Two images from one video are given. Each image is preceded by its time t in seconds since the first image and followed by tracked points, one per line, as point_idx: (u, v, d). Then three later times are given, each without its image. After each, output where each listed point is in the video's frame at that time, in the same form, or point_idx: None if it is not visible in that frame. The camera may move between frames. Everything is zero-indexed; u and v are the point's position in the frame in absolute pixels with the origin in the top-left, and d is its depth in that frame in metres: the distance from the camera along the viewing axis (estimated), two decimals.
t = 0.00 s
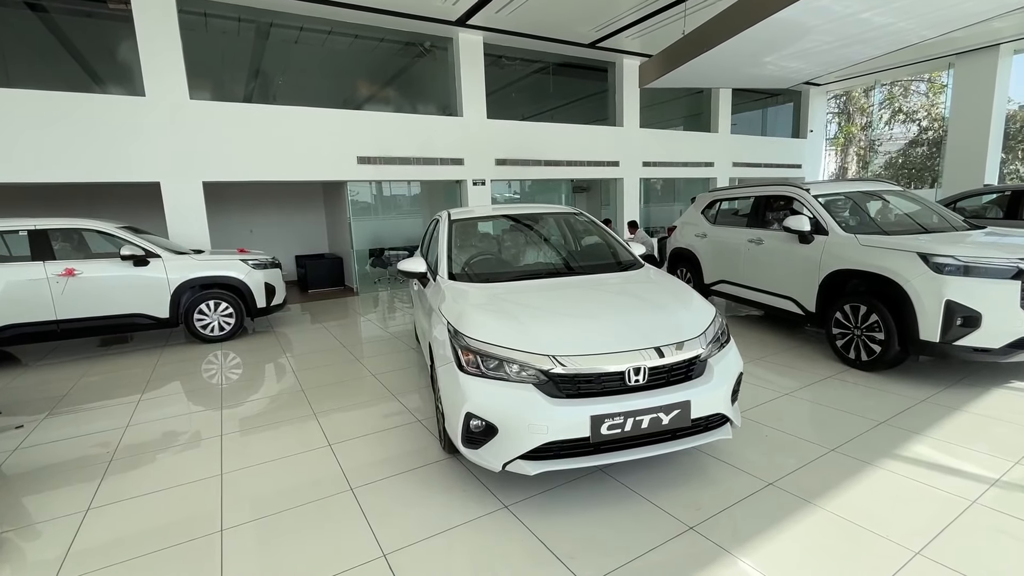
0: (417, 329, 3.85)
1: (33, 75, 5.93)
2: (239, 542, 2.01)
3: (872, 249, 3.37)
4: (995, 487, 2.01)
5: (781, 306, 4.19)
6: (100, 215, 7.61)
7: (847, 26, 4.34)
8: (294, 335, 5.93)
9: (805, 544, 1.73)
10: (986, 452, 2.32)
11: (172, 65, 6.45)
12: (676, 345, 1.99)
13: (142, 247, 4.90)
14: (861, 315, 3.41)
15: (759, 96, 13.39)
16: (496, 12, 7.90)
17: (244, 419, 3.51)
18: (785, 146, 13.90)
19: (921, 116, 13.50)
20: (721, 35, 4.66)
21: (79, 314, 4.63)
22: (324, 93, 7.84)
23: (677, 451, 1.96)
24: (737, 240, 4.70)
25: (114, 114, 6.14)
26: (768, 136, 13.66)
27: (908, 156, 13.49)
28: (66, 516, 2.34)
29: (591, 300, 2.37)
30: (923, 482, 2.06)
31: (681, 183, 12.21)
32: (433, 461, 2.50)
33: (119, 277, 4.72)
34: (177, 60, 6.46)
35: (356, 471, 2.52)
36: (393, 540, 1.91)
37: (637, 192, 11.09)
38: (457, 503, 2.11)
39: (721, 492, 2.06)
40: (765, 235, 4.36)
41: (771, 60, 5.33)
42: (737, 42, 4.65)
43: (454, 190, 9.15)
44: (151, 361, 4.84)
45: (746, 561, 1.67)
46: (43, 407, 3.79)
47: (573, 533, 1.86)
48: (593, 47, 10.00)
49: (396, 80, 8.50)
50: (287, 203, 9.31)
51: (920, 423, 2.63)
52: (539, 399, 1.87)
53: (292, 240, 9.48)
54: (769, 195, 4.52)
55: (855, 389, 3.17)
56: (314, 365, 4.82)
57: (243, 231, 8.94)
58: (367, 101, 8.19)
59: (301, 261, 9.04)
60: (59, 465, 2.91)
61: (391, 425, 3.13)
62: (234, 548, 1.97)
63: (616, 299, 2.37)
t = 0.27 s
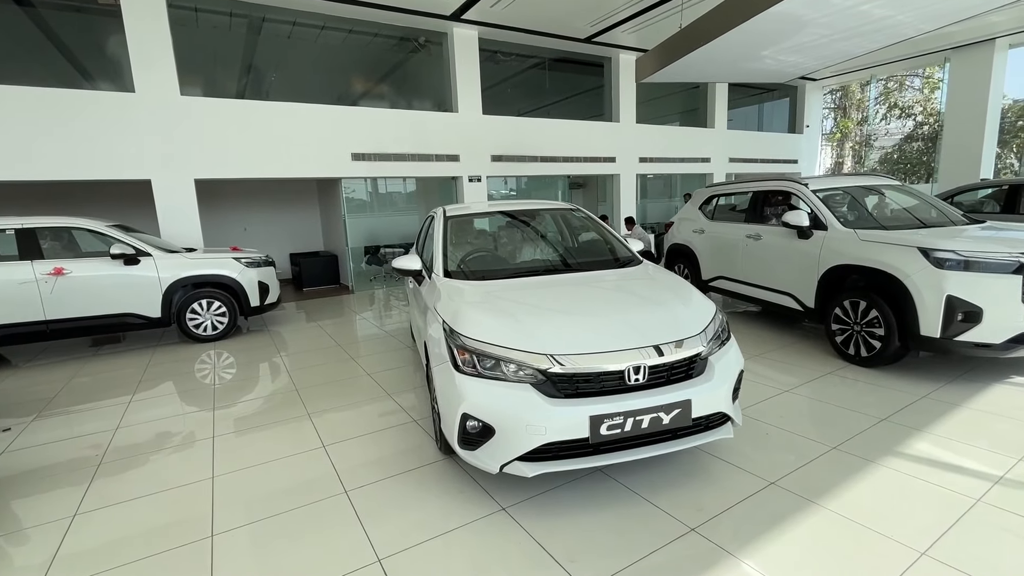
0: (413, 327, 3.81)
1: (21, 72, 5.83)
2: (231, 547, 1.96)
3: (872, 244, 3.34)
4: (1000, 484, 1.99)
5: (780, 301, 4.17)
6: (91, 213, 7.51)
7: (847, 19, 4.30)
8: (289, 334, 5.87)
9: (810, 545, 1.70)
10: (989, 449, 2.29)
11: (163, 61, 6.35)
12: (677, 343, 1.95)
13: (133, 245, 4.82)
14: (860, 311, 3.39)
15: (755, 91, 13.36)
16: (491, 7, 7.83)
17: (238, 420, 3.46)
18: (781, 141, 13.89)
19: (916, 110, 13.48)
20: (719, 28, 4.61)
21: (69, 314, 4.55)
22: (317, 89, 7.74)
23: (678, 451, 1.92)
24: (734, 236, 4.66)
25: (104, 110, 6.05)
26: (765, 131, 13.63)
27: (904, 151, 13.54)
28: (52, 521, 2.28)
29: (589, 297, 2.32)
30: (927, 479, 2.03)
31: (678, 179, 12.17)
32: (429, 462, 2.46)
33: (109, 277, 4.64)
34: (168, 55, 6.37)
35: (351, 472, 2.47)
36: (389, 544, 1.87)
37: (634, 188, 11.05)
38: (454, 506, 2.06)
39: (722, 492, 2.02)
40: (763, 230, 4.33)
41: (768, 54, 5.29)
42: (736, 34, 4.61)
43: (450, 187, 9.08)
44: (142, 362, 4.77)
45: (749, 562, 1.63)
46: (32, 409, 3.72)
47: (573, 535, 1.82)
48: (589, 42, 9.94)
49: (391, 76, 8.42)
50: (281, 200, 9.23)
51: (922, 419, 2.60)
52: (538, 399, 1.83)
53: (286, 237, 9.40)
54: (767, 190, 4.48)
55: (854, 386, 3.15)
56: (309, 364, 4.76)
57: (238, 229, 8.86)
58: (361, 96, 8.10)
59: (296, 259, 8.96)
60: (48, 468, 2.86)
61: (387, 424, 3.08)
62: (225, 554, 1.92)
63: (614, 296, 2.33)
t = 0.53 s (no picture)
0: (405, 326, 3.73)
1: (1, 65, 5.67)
2: (211, 558, 1.88)
3: (873, 239, 3.28)
4: (1008, 486, 1.93)
5: (778, 297, 4.10)
6: (77, 210, 7.36)
7: (846, 9, 4.22)
8: (280, 333, 5.76)
9: (815, 553, 1.63)
10: (995, 449, 2.23)
11: (149, 54, 6.21)
12: (677, 343, 1.87)
13: (118, 243, 4.69)
14: (861, 307, 3.33)
15: (751, 86, 13.28)
16: None
17: (225, 422, 3.37)
18: (777, 136, 13.83)
19: (911, 104, 13.42)
20: (716, 19, 4.53)
21: (52, 314, 4.43)
22: (308, 83, 7.60)
23: (678, 454, 1.84)
24: (732, 231, 4.59)
25: (88, 104, 5.90)
26: (760, 126, 13.57)
27: (899, 146, 13.52)
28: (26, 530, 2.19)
29: (585, 296, 2.24)
30: (933, 481, 1.97)
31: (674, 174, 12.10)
32: (420, 466, 2.38)
33: (94, 275, 4.52)
34: (154, 48, 6.22)
35: (340, 477, 2.39)
36: (377, 555, 1.78)
37: (630, 183, 10.97)
38: (445, 513, 1.98)
39: (723, 496, 1.95)
40: (761, 225, 4.26)
41: (766, 46, 5.22)
42: (733, 25, 4.53)
43: (444, 183, 8.97)
44: (128, 362, 4.67)
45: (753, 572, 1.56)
46: (12, 412, 3.61)
47: (569, 544, 1.75)
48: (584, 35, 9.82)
49: (383, 70, 8.29)
50: (273, 197, 9.09)
51: (925, 419, 2.55)
52: (532, 402, 1.75)
53: (278, 235, 9.26)
54: (765, 185, 4.41)
55: (856, 383, 3.09)
56: (299, 363, 4.67)
57: (228, 227, 8.73)
58: (353, 91, 7.95)
59: (287, 257, 8.84)
60: (25, 473, 2.76)
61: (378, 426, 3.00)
62: (206, 565, 1.84)
63: (611, 294, 2.25)
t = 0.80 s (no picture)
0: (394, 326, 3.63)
1: None
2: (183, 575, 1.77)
3: (872, 236, 3.21)
4: (1015, 493, 1.86)
5: (775, 296, 4.03)
6: (59, 207, 7.19)
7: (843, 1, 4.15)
8: (267, 332, 5.64)
9: (818, 568, 1.55)
10: (999, 452, 2.17)
11: (131, 46, 6.04)
12: (673, 346, 1.79)
13: (97, 242, 4.54)
14: (859, 306, 3.26)
15: (745, 81, 13.23)
16: None
17: (206, 425, 3.25)
18: (771, 132, 13.80)
19: (904, 101, 13.45)
20: (712, 11, 4.44)
21: (28, 315, 4.27)
22: (296, 77, 7.43)
23: (674, 462, 1.76)
24: (728, 228, 4.52)
25: (67, 98, 5.73)
26: (755, 122, 13.52)
27: (892, 143, 13.53)
28: None
29: (577, 296, 2.15)
30: (938, 488, 1.90)
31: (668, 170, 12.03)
32: (406, 474, 2.28)
33: (72, 275, 4.37)
34: (136, 40, 6.05)
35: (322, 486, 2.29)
36: (358, 571, 1.69)
37: (624, 180, 10.90)
38: (430, 525, 1.89)
39: (721, 506, 1.87)
40: (757, 222, 4.19)
41: (761, 40, 5.14)
42: (729, 18, 4.45)
43: (436, 179, 8.84)
44: (109, 364, 4.53)
45: None
46: None
47: (560, 558, 1.66)
48: (578, 30, 9.71)
49: (374, 64, 8.14)
50: (262, 194, 8.93)
51: (926, 421, 2.48)
52: (521, 410, 1.66)
53: (267, 232, 9.10)
54: (762, 181, 4.33)
55: (855, 384, 3.02)
56: (286, 364, 4.56)
57: (216, 224, 8.57)
58: (342, 85, 7.79)
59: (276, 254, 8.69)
60: None
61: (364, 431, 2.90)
62: None
63: (604, 294, 2.16)
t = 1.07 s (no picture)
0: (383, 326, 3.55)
1: None
2: None
3: (869, 233, 3.16)
4: (1018, 496, 1.82)
5: (771, 294, 3.98)
6: (40, 203, 7.01)
7: None
8: (255, 332, 5.52)
9: None
10: (1000, 453, 2.13)
11: (112, 38, 5.87)
12: (669, 347, 1.72)
13: (77, 239, 4.39)
14: (856, 303, 3.22)
15: (738, 78, 13.21)
16: None
17: (188, 428, 3.14)
18: (764, 129, 13.79)
19: (895, 98, 13.51)
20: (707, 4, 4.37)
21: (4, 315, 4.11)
22: (284, 71, 7.28)
23: (671, 468, 1.69)
24: (723, 225, 4.47)
25: (46, 90, 5.57)
26: (748, 119, 13.50)
27: (883, 140, 13.58)
28: None
29: (570, 295, 2.08)
30: (940, 492, 1.85)
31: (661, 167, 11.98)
32: (393, 480, 2.18)
33: (50, 273, 4.22)
34: (117, 32, 5.88)
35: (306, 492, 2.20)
36: None
37: (618, 177, 10.83)
38: (418, 534, 1.81)
39: (719, 512, 1.81)
40: (753, 219, 4.13)
41: (756, 34, 5.09)
42: (724, 11, 4.38)
43: (428, 176, 8.73)
44: (90, 365, 4.39)
45: None
46: None
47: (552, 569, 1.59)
48: (571, 25, 9.63)
49: (364, 59, 8.01)
50: (250, 190, 8.78)
51: (926, 421, 2.44)
52: (512, 415, 1.58)
53: (256, 229, 8.95)
54: (757, 177, 4.28)
55: (852, 383, 2.98)
56: (273, 364, 4.45)
57: (203, 221, 8.42)
58: (332, 79, 7.65)
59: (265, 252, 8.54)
60: None
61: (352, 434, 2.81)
62: None
63: (598, 293, 2.10)
